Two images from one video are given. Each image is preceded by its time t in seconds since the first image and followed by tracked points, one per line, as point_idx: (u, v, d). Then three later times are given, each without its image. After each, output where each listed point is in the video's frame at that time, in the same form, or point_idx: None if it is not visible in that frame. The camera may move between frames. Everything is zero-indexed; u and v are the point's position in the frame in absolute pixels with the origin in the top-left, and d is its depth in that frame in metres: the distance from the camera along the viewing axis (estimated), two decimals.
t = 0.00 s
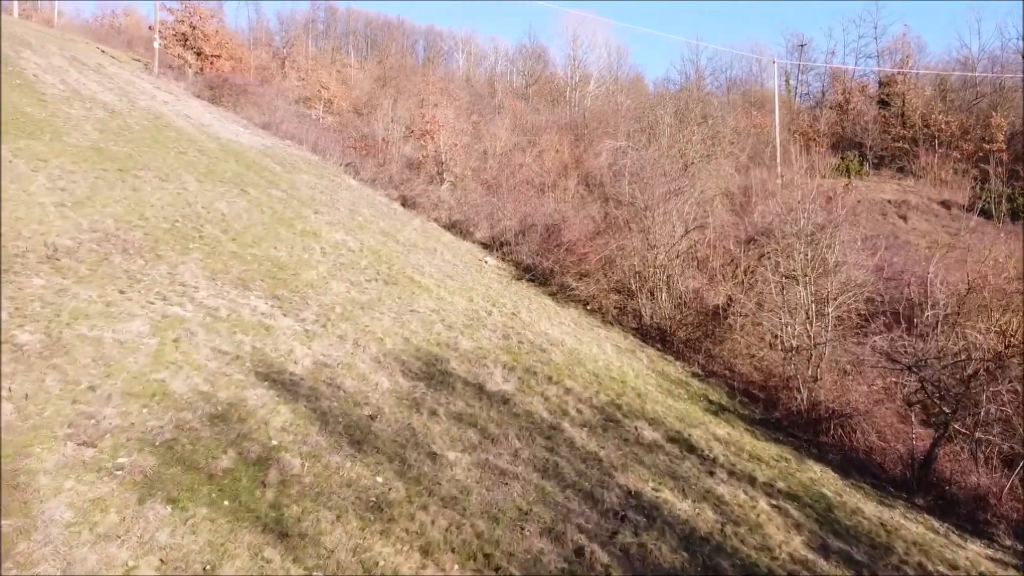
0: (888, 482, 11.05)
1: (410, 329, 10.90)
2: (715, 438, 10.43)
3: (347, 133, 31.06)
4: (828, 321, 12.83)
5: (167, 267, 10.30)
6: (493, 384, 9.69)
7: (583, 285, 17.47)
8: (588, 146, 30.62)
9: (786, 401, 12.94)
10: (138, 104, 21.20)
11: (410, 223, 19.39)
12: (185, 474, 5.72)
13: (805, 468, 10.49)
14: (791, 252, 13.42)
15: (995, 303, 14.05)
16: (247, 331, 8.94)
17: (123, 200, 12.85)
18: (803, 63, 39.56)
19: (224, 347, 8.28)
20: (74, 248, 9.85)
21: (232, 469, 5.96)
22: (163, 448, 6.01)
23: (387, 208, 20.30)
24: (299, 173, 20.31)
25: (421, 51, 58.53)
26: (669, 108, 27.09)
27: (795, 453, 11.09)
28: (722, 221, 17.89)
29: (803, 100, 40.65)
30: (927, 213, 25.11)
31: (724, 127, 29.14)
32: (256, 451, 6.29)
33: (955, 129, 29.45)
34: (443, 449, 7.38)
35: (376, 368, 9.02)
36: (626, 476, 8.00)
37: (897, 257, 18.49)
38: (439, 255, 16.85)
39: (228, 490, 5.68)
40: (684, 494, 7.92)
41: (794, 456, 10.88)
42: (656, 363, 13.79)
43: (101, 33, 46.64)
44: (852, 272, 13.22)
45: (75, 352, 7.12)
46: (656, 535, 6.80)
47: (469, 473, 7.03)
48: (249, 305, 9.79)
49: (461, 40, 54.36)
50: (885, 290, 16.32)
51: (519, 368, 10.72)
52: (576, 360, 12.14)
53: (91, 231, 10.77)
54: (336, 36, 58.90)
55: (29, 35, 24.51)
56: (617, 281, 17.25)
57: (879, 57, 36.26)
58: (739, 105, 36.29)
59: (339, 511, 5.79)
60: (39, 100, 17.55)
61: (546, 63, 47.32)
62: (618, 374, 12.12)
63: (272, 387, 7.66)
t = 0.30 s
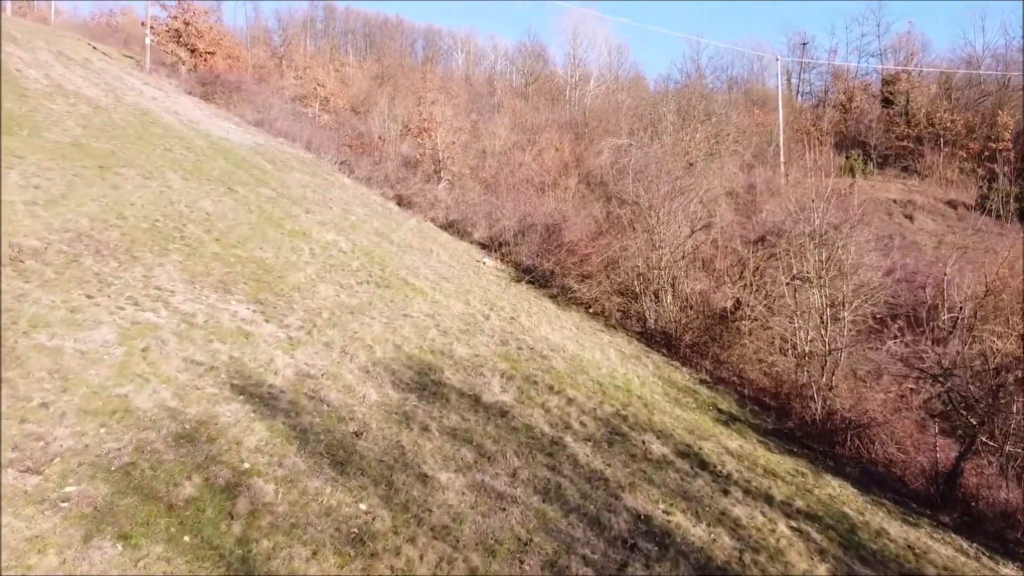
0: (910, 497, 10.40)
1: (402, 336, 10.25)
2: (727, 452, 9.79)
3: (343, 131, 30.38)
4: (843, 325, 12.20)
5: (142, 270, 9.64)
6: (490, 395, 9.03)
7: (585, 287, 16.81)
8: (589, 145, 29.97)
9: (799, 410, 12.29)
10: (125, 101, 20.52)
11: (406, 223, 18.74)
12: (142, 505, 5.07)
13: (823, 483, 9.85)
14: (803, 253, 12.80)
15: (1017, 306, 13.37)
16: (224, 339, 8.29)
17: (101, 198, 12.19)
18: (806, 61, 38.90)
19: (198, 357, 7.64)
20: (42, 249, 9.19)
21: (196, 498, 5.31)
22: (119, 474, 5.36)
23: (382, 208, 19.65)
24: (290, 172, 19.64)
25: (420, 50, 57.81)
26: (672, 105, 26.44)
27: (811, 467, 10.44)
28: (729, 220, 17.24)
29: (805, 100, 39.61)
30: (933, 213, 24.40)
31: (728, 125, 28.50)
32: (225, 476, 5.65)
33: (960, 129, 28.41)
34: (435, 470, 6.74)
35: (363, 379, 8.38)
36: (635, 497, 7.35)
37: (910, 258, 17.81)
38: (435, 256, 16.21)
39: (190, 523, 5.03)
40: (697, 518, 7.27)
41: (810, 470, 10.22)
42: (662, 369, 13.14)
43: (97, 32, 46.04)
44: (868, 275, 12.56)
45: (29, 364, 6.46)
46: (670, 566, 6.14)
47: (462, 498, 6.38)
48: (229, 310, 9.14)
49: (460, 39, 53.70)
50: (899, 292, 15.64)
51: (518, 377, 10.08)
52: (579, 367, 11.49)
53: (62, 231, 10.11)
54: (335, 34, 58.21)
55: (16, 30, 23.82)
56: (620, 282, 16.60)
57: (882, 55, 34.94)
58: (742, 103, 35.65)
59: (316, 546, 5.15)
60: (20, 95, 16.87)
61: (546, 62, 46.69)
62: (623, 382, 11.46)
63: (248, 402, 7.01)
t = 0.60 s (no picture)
0: (935, 514, 9.76)
1: (393, 342, 9.60)
2: (741, 466, 9.14)
3: (339, 129, 29.75)
4: (861, 330, 11.54)
5: (114, 272, 8.99)
6: (487, 407, 8.39)
7: (587, 289, 16.09)
8: (590, 143, 29.33)
9: (814, 419, 11.64)
10: (112, 96, 19.87)
11: (401, 222, 18.09)
12: (86, 543, 4.43)
13: (844, 499, 9.21)
14: (817, 253, 12.12)
15: None
16: (199, 347, 7.64)
17: (77, 195, 11.54)
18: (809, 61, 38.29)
19: (168, 368, 6.99)
20: (5, 249, 8.55)
21: (151, 534, 4.66)
22: (63, 506, 4.72)
23: (377, 207, 19.01)
24: (282, 169, 19.00)
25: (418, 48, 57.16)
26: (675, 102, 25.78)
27: (830, 481, 9.79)
28: (737, 219, 16.59)
29: (806, 99, 38.71)
30: (938, 213, 23.69)
31: (732, 123, 27.87)
32: (187, 506, 5.01)
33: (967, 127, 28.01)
34: (425, 493, 6.09)
35: (349, 390, 7.72)
36: (645, 521, 6.71)
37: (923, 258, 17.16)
38: (430, 256, 15.55)
39: (141, 565, 4.39)
40: (714, 544, 6.63)
41: (829, 485, 9.58)
42: (669, 376, 12.50)
43: (91, 30, 45.47)
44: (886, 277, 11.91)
45: None
46: None
47: (456, 526, 5.74)
48: (207, 315, 8.49)
49: (459, 37, 53.04)
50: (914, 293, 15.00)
51: (517, 386, 9.43)
52: (582, 374, 10.84)
53: (30, 230, 9.46)
54: (333, 33, 57.52)
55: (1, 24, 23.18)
56: (623, 284, 15.93)
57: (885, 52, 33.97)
58: (744, 101, 35.02)
59: None
60: None
61: (546, 61, 46.04)
62: (628, 390, 10.82)
63: (220, 417, 6.37)
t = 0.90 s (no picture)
0: (963, 532, 9.13)
1: (383, 349, 8.95)
2: (757, 482, 8.50)
3: (334, 126, 29.07)
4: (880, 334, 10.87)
5: (82, 274, 8.33)
6: (483, 420, 7.74)
7: (590, 290, 15.38)
8: (591, 141, 28.65)
9: (830, 429, 11.00)
10: (97, 91, 19.19)
11: (396, 221, 17.44)
12: None
13: (867, 518, 8.56)
14: (831, 253, 11.50)
15: None
16: (168, 356, 6.98)
17: (50, 191, 10.87)
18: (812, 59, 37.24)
19: (131, 380, 6.33)
20: None
21: None
22: None
23: (372, 205, 18.36)
24: (273, 166, 18.34)
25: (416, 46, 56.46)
26: (679, 98, 25.11)
27: (851, 497, 9.14)
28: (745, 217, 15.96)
29: (808, 97, 37.79)
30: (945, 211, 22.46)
31: (737, 121, 27.20)
32: (137, 545, 4.36)
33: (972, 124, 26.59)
34: (413, 522, 5.46)
35: (333, 403, 7.08)
36: (657, 550, 6.06)
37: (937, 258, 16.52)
38: (426, 256, 14.91)
39: None
40: None
41: (850, 502, 8.93)
42: (676, 382, 11.86)
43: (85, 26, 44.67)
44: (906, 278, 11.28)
45: None
46: None
47: (446, 562, 5.09)
48: (181, 320, 7.84)
49: (459, 36, 52.39)
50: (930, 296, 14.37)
51: (516, 396, 8.78)
52: (584, 383, 10.19)
53: None
54: (331, 31, 56.80)
55: None
56: (627, 286, 15.24)
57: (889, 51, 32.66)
58: (748, 99, 34.39)
59: None
60: None
61: (546, 59, 45.40)
62: (634, 399, 10.17)
63: (185, 436, 5.71)
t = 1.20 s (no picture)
0: (997, 553, 8.44)
1: (372, 357, 8.29)
2: (776, 501, 7.84)
3: (330, 124, 28.45)
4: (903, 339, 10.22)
5: (44, 277, 7.67)
6: (479, 436, 7.08)
7: (592, 292, 14.71)
8: (592, 138, 28.02)
9: (850, 441, 10.34)
10: (82, 85, 18.53)
11: (390, 220, 16.78)
12: None
13: (895, 539, 7.90)
14: (849, 253, 10.86)
15: None
16: (130, 367, 6.32)
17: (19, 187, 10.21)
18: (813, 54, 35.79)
19: (85, 395, 5.67)
20: None
21: None
22: None
23: (366, 203, 17.73)
24: (264, 163, 17.69)
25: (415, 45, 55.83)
26: (682, 94, 24.45)
27: (876, 516, 8.48)
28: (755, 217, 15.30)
29: (812, 96, 36.07)
30: (952, 211, 21.47)
31: (741, 118, 26.58)
32: None
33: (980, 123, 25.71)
34: (399, 559, 4.80)
35: (314, 420, 6.42)
36: None
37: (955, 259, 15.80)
38: (421, 257, 14.26)
39: None
40: None
41: (875, 521, 8.27)
42: (685, 390, 11.21)
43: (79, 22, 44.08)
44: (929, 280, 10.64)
45: None
46: None
47: None
48: (150, 327, 7.18)
49: (457, 35, 51.73)
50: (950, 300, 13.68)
51: (515, 408, 8.13)
52: (588, 392, 9.53)
53: None
54: (329, 29, 56.20)
55: None
56: (631, 288, 14.59)
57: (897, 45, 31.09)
58: (751, 97, 33.74)
59: None
60: None
61: (546, 58, 44.76)
62: (641, 409, 9.52)
63: (141, 460, 5.06)
